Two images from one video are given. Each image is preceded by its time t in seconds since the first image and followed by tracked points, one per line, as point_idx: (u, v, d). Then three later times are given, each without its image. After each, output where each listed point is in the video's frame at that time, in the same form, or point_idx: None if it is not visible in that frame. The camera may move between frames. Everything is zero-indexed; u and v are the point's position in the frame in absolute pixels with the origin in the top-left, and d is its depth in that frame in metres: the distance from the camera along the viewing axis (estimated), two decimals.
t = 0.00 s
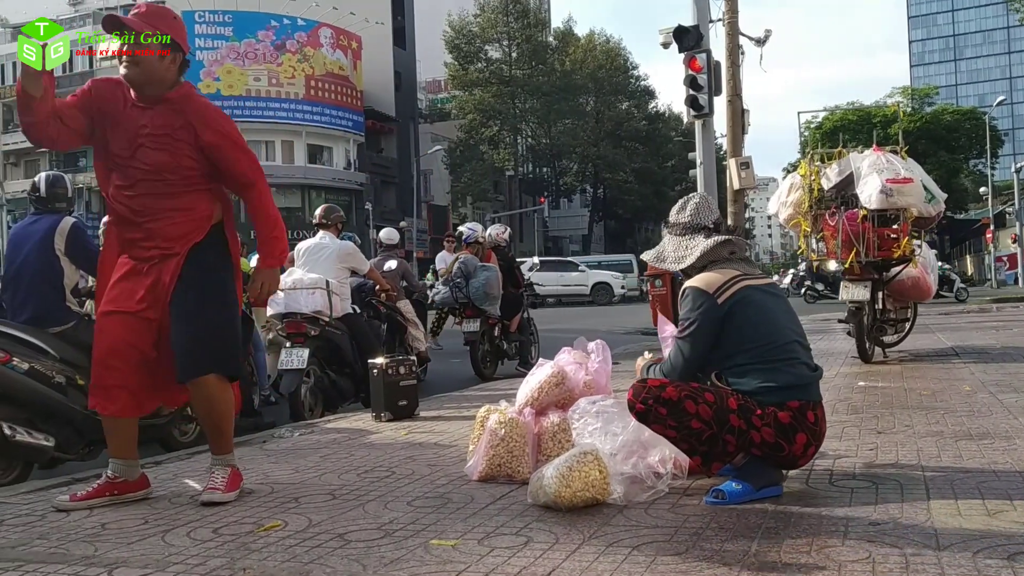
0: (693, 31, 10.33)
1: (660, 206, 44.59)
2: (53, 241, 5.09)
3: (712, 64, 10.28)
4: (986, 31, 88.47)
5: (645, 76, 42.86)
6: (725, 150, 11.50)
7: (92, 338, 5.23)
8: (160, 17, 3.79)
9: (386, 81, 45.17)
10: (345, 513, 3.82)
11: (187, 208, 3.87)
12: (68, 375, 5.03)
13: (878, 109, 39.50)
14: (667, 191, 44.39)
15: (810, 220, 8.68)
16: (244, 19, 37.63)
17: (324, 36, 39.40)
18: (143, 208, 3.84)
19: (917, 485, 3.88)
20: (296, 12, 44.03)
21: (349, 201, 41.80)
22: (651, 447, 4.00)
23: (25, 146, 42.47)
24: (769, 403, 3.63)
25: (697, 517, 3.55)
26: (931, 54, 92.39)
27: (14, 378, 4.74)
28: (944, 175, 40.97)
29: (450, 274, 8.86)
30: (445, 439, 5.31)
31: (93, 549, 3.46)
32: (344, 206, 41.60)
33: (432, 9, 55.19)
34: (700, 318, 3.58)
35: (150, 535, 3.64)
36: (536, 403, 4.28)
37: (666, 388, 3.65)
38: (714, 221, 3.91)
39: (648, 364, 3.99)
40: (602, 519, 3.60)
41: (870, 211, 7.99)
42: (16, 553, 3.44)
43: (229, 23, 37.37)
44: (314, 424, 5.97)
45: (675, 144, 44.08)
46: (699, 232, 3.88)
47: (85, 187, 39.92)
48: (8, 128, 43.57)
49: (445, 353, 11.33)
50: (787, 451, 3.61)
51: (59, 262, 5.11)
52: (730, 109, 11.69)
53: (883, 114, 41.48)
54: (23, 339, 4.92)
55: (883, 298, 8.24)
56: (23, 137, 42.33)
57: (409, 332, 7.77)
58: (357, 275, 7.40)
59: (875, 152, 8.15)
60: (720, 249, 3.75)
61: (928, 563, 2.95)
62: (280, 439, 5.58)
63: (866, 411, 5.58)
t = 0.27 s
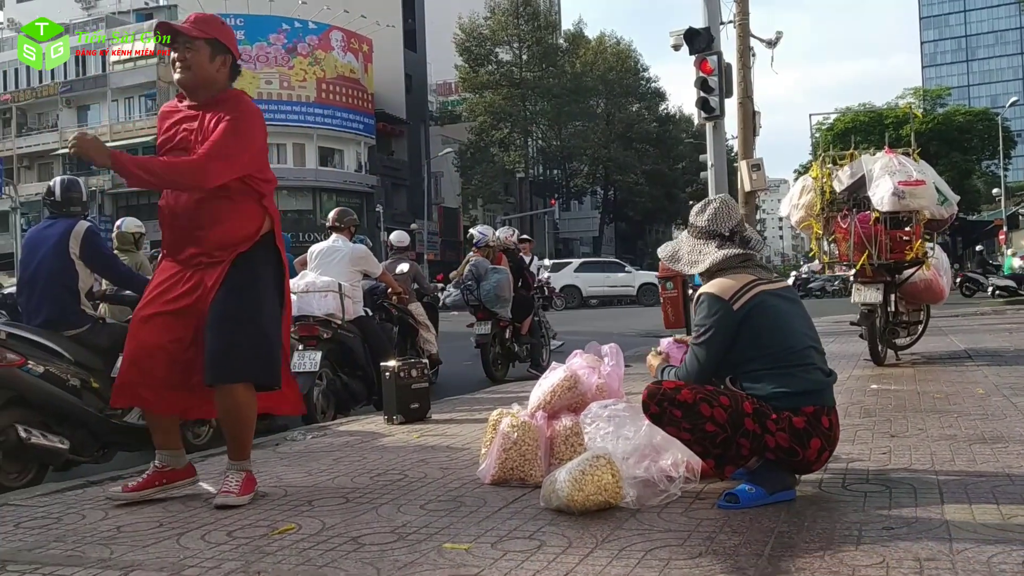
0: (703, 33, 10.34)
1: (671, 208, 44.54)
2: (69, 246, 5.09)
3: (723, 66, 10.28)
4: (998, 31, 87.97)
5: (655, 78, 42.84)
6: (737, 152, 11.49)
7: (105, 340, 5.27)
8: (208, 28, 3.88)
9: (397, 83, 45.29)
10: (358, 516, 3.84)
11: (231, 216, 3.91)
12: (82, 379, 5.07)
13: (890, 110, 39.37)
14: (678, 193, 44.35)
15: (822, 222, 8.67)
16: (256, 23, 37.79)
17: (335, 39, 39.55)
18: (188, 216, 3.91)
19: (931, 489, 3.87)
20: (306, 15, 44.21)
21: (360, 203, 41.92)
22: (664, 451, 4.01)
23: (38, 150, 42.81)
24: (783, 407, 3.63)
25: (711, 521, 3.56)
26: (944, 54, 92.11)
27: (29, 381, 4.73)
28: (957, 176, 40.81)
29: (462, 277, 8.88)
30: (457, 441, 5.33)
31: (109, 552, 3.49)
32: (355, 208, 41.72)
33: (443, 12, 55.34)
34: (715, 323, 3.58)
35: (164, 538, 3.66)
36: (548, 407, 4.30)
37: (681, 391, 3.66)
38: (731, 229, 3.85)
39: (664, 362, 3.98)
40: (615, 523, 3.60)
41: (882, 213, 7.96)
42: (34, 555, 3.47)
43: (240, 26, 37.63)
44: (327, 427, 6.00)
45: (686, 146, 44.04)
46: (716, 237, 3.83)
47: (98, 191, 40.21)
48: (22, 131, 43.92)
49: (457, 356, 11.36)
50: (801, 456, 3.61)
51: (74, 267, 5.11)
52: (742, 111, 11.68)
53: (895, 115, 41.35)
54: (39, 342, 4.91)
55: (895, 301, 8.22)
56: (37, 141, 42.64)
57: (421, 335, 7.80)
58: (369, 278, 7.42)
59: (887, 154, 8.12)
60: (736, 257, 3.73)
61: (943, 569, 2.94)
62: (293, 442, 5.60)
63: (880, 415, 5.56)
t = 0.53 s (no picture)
0: (712, 40, 10.36)
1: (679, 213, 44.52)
2: (80, 253, 5.15)
3: (731, 72, 10.29)
4: (1007, 36, 87.60)
5: (663, 84, 42.85)
6: (745, 158, 11.48)
7: (115, 347, 5.25)
8: (226, 25, 3.98)
9: (405, 90, 45.44)
10: (368, 523, 3.84)
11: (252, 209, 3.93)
12: (92, 385, 5.09)
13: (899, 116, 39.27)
14: (686, 199, 44.33)
15: (830, 229, 8.66)
16: (266, 30, 38.10)
17: (344, 46, 39.72)
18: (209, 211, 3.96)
19: (942, 497, 3.86)
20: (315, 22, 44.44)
21: (368, 209, 42.02)
22: (673, 458, 4.01)
23: (49, 156, 43.10)
24: (792, 416, 3.63)
25: (720, 529, 3.56)
26: (952, 60, 91.92)
27: (41, 389, 4.71)
28: (966, 182, 40.69)
29: (470, 284, 8.90)
30: (466, 449, 5.33)
31: (119, 560, 3.50)
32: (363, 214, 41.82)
33: (452, 19, 55.53)
34: (724, 332, 3.57)
35: (175, 545, 3.67)
36: (558, 414, 4.31)
37: (690, 399, 3.67)
38: (744, 235, 3.83)
39: (673, 363, 3.97)
40: (625, 531, 3.60)
41: (891, 220, 7.95)
42: (46, 562, 3.49)
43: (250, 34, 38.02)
44: (336, 434, 6.02)
45: (694, 152, 44.03)
46: (730, 243, 3.81)
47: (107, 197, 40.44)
48: (33, 138, 44.22)
49: (466, 362, 11.37)
50: (811, 466, 3.60)
51: (86, 274, 5.15)
52: (750, 117, 11.68)
53: (904, 121, 41.26)
54: (50, 348, 4.91)
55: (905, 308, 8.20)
56: (47, 147, 42.92)
57: (429, 341, 7.82)
58: (377, 285, 7.44)
59: (896, 161, 8.10)
60: (747, 264, 3.71)
61: None
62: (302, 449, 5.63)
63: (890, 423, 5.54)
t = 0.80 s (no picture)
0: (715, 47, 10.39)
1: (682, 220, 44.53)
2: (84, 261, 5.17)
3: (734, 79, 10.33)
4: (1011, 42, 87.50)
5: (666, 90, 42.89)
6: (749, 164, 11.50)
7: (119, 354, 5.24)
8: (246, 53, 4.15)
9: (408, 97, 45.56)
10: (372, 530, 3.84)
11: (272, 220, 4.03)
12: (96, 393, 5.07)
13: (903, 122, 39.26)
14: (690, 206, 44.35)
15: (834, 235, 8.65)
16: (270, 37, 38.35)
17: (347, 53, 39.86)
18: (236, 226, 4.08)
19: (945, 505, 3.85)
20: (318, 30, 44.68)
21: (372, 216, 42.10)
22: (677, 465, 4.01)
23: (53, 163, 43.27)
24: (795, 423, 3.62)
25: (724, 536, 3.54)
26: (956, 66, 92.04)
27: (43, 395, 4.70)
28: (970, 188, 40.65)
29: (473, 290, 8.90)
30: (469, 456, 5.33)
31: (122, 566, 3.50)
32: (367, 221, 41.89)
33: (455, 26, 55.70)
34: (729, 341, 3.57)
35: (178, 553, 3.66)
36: (561, 421, 4.30)
37: (695, 405, 3.68)
38: (750, 242, 3.82)
39: (676, 368, 3.96)
40: (628, 538, 3.59)
41: (895, 226, 7.95)
42: (48, 569, 3.49)
43: (254, 40, 38.30)
44: (339, 440, 6.03)
45: (697, 158, 44.06)
46: (735, 250, 3.82)
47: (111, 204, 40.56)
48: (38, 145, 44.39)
49: (469, 369, 11.39)
50: (816, 473, 3.59)
51: (89, 281, 5.16)
52: (753, 124, 11.71)
53: (907, 127, 41.26)
54: (54, 355, 4.89)
55: (909, 314, 8.20)
56: (53, 154, 43.09)
57: (432, 347, 7.84)
58: (380, 292, 7.44)
59: (900, 168, 8.09)
60: (753, 271, 3.71)
61: None
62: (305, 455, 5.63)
63: (894, 429, 5.52)
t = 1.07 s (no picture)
0: (715, 52, 10.41)
1: (682, 225, 44.53)
2: (85, 266, 5.17)
3: (734, 84, 10.35)
4: (1010, 47, 87.57)
5: (666, 95, 42.92)
6: (749, 169, 11.51)
7: (119, 359, 5.23)
8: (288, 54, 4.36)
9: (409, 102, 45.61)
10: (371, 536, 3.84)
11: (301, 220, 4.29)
12: (96, 398, 5.06)
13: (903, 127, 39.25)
14: (690, 211, 44.36)
15: (834, 240, 8.66)
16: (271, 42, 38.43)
17: (348, 58, 39.94)
18: (265, 220, 4.29)
19: (946, 510, 3.84)
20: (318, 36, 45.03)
21: (372, 221, 42.14)
22: (677, 470, 4.01)
23: (54, 168, 43.32)
24: (796, 428, 3.62)
25: (724, 542, 3.53)
26: (956, 71, 92.05)
27: (44, 400, 4.69)
28: (970, 193, 40.62)
29: (474, 295, 8.91)
30: (469, 461, 5.33)
31: (121, 573, 3.49)
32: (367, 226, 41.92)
33: (456, 32, 55.78)
34: (732, 345, 3.56)
35: (177, 558, 3.66)
36: (561, 426, 4.30)
37: (696, 409, 3.67)
38: (753, 245, 3.80)
39: (678, 373, 3.95)
40: (628, 543, 3.58)
41: (895, 231, 7.95)
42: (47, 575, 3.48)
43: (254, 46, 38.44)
44: (339, 446, 6.02)
45: (698, 163, 44.08)
46: (738, 253, 3.80)
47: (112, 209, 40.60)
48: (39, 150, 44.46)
49: (469, 374, 11.39)
50: (816, 479, 3.58)
51: (89, 285, 5.15)
52: (754, 129, 11.72)
53: (907, 132, 41.25)
54: (54, 360, 4.88)
55: (910, 319, 8.20)
56: (53, 159, 43.15)
57: (432, 353, 7.84)
58: (380, 297, 7.43)
59: (900, 172, 8.10)
60: (754, 274, 3.70)
61: None
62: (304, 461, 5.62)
63: (895, 434, 5.51)
